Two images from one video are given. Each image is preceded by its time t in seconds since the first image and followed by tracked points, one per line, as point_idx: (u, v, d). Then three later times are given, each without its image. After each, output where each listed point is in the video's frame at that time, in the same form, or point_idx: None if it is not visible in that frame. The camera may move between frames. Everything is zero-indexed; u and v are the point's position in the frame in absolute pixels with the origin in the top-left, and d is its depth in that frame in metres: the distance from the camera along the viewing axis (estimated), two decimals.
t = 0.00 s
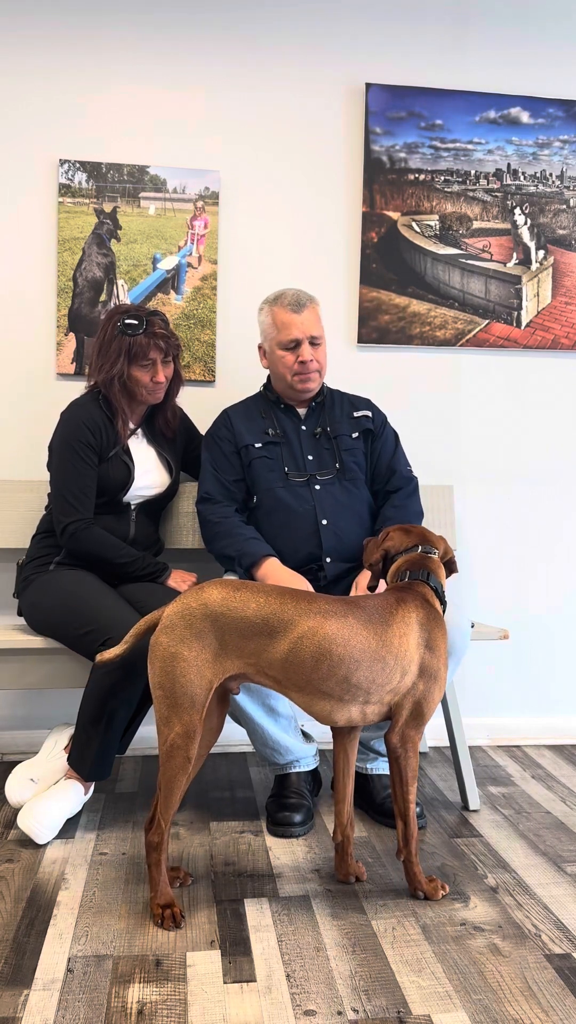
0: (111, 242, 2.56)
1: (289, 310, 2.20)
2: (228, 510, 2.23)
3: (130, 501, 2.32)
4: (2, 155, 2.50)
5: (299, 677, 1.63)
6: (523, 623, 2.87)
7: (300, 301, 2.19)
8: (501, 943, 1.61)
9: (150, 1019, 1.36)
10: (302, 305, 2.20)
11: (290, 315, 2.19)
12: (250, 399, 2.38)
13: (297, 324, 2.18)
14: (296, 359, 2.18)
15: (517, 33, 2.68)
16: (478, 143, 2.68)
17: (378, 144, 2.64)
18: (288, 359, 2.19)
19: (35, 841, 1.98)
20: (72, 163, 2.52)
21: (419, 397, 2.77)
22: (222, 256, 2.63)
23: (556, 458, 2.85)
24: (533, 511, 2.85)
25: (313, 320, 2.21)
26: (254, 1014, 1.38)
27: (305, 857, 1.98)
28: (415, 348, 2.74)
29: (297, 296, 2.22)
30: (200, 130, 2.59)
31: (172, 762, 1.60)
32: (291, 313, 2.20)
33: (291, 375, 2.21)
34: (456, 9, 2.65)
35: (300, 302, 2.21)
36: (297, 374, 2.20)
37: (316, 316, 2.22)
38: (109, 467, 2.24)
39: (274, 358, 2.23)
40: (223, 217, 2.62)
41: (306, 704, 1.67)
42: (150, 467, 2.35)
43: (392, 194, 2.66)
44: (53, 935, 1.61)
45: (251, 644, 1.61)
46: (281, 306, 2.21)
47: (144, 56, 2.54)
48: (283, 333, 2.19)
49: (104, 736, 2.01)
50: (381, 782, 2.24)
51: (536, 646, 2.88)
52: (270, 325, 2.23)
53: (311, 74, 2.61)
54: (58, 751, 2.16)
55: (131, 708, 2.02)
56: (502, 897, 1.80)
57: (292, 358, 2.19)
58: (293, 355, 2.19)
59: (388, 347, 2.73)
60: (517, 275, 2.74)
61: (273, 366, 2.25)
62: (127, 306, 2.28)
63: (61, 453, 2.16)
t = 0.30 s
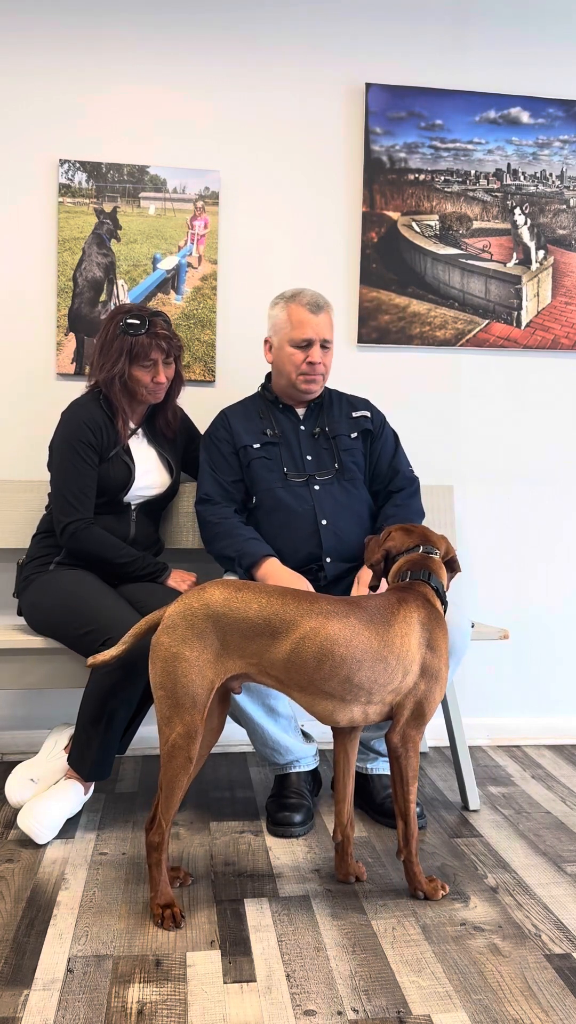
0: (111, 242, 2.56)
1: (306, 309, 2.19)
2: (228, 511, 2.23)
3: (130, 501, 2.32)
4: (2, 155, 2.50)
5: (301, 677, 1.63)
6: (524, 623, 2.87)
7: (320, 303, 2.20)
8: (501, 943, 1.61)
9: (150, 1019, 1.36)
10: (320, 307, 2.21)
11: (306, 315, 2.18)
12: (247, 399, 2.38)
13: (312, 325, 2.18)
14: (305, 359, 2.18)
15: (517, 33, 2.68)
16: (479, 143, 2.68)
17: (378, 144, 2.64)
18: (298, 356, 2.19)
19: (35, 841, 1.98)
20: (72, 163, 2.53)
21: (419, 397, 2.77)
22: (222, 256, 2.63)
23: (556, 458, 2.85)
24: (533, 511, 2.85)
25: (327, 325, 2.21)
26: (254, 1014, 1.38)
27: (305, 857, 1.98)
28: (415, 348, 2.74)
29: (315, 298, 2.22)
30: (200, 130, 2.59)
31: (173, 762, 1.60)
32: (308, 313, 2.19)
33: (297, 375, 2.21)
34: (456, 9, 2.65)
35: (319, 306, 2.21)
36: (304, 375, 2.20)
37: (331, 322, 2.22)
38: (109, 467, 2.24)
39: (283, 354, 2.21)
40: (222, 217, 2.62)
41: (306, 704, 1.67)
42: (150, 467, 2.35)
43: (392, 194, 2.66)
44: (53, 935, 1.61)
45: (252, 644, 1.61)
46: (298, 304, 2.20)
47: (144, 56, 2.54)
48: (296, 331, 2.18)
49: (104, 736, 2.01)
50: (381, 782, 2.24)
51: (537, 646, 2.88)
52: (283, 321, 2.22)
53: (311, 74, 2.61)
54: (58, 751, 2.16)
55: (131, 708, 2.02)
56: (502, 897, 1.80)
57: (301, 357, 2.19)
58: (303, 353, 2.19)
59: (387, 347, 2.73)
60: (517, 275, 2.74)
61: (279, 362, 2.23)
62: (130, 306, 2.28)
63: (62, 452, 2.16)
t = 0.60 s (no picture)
0: (111, 242, 2.56)
1: (320, 309, 2.19)
2: (228, 510, 2.23)
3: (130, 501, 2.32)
4: (1, 155, 2.50)
5: (302, 677, 1.63)
6: (524, 623, 2.87)
7: (333, 306, 2.20)
8: (501, 943, 1.61)
9: (149, 1019, 1.36)
10: (333, 309, 2.21)
11: (318, 316, 2.18)
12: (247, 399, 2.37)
13: (323, 326, 2.17)
14: (314, 360, 2.19)
15: (517, 33, 2.68)
16: (478, 143, 2.68)
17: (378, 144, 2.64)
18: (306, 356, 2.19)
19: (35, 841, 1.98)
20: (72, 163, 2.52)
21: (419, 397, 2.77)
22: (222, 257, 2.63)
23: (556, 458, 2.85)
24: (533, 511, 2.85)
25: (337, 329, 2.22)
26: (254, 1014, 1.38)
27: (305, 857, 1.98)
28: (415, 348, 2.74)
29: (328, 299, 2.22)
30: (200, 130, 2.59)
31: (174, 762, 1.60)
32: (320, 314, 2.18)
33: (304, 375, 2.21)
34: (456, 10, 2.65)
35: (331, 307, 2.21)
36: (310, 375, 2.20)
37: (341, 326, 2.23)
38: (109, 467, 2.24)
39: (292, 353, 2.21)
40: (222, 217, 2.62)
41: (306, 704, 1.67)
42: (151, 467, 2.35)
43: (392, 194, 2.66)
44: (53, 935, 1.61)
45: (253, 645, 1.61)
46: (311, 304, 2.19)
47: (145, 57, 2.54)
48: (307, 331, 2.18)
49: (104, 736, 2.01)
50: (381, 782, 2.24)
51: (537, 646, 2.88)
52: (294, 319, 2.21)
53: (310, 75, 2.61)
54: (58, 751, 2.16)
55: (131, 708, 2.02)
56: (502, 897, 1.80)
57: (310, 357, 2.19)
58: (312, 354, 2.18)
59: (388, 347, 2.73)
60: (517, 276, 2.74)
61: (286, 360, 2.23)
62: (140, 306, 2.27)
63: (62, 452, 2.16)
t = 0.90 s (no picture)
0: (111, 242, 2.56)
1: (324, 309, 2.19)
2: (228, 509, 2.23)
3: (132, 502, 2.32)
4: (1, 154, 2.50)
5: (302, 677, 1.63)
6: (524, 623, 2.87)
7: (337, 306, 2.20)
8: (501, 943, 1.61)
9: (150, 1019, 1.36)
10: (337, 309, 2.20)
11: (321, 316, 2.18)
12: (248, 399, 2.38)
13: (327, 326, 2.17)
14: (317, 360, 2.19)
15: (517, 33, 2.68)
16: (478, 143, 2.68)
17: (378, 144, 2.64)
18: (310, 356, 2.19)
19: (35, 841, 1.98)
20: (72, 163, 2.52)
21: (419, 397, 2.77)
22: (222, 257, 2.63)
23: (556, 458, 2.85)
24: (533, 511, 2.85)
25: (341, 328, 2.22)
26: (254, 1014, 1.38)
27: (305, 857, 1.98)
28: (414, 348, 2.74)
29: (332, 299, 2.21)
30: (200, 130, 2.59)
31: (174, 761, 1.60)
32: (323, 314, 2.18)
33: (307, 375, 2.21)
34: (457, 10, 2.65)
35: (336, 306, 2.21)
36: (314, 375, 2.20)
37: (345, 326, 2.23)
38: (111, 467, 2.24)
39: (295, 353, 2.21)
40: (223, 216, 2.62)
41: (306, 704, 1.67)
42: (153, 467, 2.35)
43: (392, 194, 2.66)
44: (53, 935, 1.61)
45: (253, 645, 1.61)
46: (314, 304, 2.19)
47: (145, 57, 2.54)
48: (311, 331, 2.18)
49: (104, 736, 2.01)
50: (381, 782, 2.24)
51: (537, 646, 2.88)
52: (298, 320, 2.21)
53: (310, 75, 2.61)
54: (58, 751, 2.16)
55: (131, 709, 2.02)
56: (502, 897, 1.80)
57: (313, 357, 2.19)
58: (316, 353, 2.19)
59: (388, 347, 2.73)
60: (518, 276, 2.73)
61: (291, 360, 2.23)
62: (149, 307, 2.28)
63: (62, 451, 2.16)
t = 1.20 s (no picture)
0: (111, 242, 2.56)
1: (322, 309, 2.19)
2: (228, 509, 2.22)
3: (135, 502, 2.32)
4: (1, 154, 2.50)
5: (302, 678, 1.63)
6: (524, 623, 2.87)
7: (336, 305, 2.20)
8: (501, 943, 1.61)
9: (150, 1019, 1.36)
10: (335, 309, 2.20)
11: (320, 315, 2.18)
12: (248, 399, 2.38)
13: (326, 326, 2.17)
14: (316, 359, 2.19)
15: (517, 33, 2.68)
16: (478, 143, 2.68)
17: (378, 144, 2.64)
18: (308, 356, 2.19)
19: (35, 841, 1.98)
20: (72, 163, 2.52)
21: (419, 397, 2.77)
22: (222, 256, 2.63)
23: (556, 458, 2.85)
24: (533, 511, 2.85)
25: (340, 328, 2.22)
26: (254, 1014, 1.38)
27: (305, 857, 1.98)
28: (415, 348, 2.74)
29: (330, 299, 2.21)
30: (199, 130, 2.59)
31: (174, 762, 1.60)
32: (322, 314, 2.18)
33: (307, 374, 2.21)
34: (457, 11, 2.65)
35: (336, 306, 2.21)
36: (313, 374, 2.20)
37: (343, 326, 2.23)
38: (112, 467, 2.24)
39: (293, 353, 2.21)
40: (223, 217, 2.62)
41: (306, 704, 1.67)
42: (157, 468, 2.35)
43: (392, 194, 2.66)
44: (53, 935, 1.61)
45: (254, 645, 1.61)
46: (313, 303, 2.19)
47: (144, 56, 2.54)
48: (309, 331, 2.18)
49: (104, 736, 2.01)
50: (381, 782, 2.24)
51: (537, 646, 2.88)
52: (297, 319, 2.21)
53: (310, 75, 2.61)
54: (58, 751, 2.16)
55: (130, 709, 2.03)
56: (502, 897, 1.80)
57: (312, 357, 2.19)
58: (315, 353, 2.19)
59: (388, 347, 2.73)
60: (518, 276, 2.73)
61: (290, 360, 2.23)
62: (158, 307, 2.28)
63: (64, 451, 2.16)
